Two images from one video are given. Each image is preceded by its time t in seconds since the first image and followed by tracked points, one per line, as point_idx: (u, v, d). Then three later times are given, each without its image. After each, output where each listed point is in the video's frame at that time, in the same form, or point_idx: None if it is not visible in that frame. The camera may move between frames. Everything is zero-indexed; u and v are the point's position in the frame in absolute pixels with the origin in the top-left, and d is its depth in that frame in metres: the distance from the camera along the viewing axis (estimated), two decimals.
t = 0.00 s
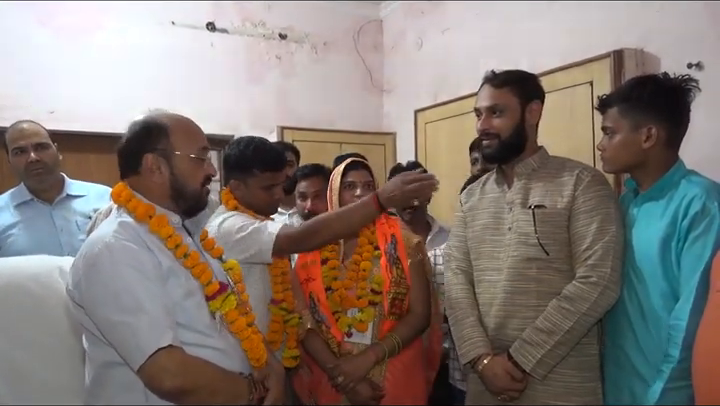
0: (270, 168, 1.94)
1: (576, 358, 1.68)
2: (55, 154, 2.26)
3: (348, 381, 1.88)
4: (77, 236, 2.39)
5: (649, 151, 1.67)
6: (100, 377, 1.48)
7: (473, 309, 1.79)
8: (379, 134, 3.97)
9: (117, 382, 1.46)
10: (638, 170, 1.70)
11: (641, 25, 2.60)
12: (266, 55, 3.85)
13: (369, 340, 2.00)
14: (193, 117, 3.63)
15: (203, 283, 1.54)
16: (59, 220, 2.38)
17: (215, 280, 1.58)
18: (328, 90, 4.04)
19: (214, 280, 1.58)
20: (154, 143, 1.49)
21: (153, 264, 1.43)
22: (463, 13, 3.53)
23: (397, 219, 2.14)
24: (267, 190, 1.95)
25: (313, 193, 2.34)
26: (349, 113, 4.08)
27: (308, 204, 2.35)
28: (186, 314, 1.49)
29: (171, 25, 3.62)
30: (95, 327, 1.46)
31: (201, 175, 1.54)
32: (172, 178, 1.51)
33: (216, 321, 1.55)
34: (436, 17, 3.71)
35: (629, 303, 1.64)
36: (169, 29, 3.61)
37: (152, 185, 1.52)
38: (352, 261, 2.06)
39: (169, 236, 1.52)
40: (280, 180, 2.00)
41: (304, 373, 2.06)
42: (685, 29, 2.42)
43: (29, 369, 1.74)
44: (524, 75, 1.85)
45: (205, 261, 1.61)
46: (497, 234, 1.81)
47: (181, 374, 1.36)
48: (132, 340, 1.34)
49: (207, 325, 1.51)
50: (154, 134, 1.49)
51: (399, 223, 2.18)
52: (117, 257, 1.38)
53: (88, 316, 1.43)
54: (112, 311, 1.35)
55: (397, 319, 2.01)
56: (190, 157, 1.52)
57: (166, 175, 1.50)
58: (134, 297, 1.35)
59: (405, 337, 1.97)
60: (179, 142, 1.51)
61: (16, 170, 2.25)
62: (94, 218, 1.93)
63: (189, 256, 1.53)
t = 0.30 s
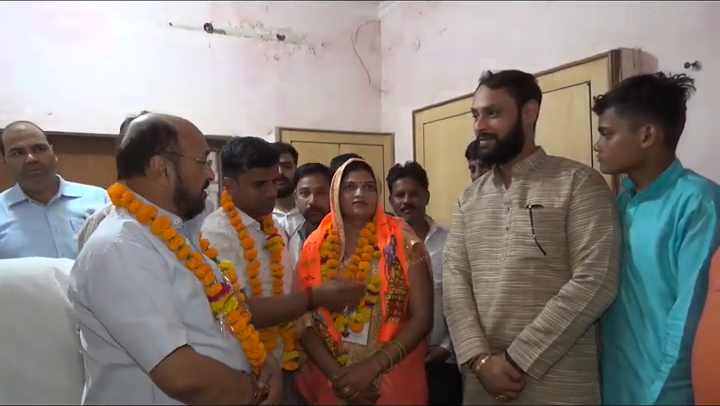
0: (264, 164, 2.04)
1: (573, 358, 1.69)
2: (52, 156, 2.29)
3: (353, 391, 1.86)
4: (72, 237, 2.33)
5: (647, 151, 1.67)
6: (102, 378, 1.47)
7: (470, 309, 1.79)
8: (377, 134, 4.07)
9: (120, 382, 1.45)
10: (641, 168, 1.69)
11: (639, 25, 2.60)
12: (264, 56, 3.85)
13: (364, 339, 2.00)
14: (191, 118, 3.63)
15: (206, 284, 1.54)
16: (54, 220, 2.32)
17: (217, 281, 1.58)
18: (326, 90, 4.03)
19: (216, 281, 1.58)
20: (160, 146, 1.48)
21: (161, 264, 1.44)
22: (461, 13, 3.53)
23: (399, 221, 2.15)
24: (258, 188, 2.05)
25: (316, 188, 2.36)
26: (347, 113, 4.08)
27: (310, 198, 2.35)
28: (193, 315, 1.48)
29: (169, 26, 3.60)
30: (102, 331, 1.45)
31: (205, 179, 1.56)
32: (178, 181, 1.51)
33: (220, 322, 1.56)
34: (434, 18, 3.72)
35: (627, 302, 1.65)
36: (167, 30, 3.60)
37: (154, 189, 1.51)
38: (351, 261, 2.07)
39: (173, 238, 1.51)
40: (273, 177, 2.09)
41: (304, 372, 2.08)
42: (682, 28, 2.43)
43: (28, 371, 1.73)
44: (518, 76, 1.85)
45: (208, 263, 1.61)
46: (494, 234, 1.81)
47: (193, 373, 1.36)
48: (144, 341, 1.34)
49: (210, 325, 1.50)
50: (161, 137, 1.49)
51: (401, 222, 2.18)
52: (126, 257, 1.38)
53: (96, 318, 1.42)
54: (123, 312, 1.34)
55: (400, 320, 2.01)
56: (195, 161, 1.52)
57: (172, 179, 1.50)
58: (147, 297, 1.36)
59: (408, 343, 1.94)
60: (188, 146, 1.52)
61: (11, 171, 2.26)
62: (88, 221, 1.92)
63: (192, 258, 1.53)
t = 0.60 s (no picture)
0: (266, 165, 2.04)
1: (573, 358, 1.69)
2: (51, 160, 2.28)
3: (352, 391, 1.87)
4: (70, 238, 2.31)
5: (653, 150, 1.67)
6: (103, 380, 1.47)
7: (471, 309, 1.79)
8: (377, 134, 4.05)
9: (121, 383, 1.45)
10: (646, 168, 1.68)
11: (637, 24, 2.61)
12: (263, 57, 3.85)
13: (364, 340, 2.00)
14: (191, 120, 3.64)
15: (206, 284, 1.55)
16: (53, 221, 2.30)
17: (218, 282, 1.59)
18: (324, 91, 4.03)
19: (217, 281, 1.58)
20: (157, 148, 1.48)
21: (163, 264, 1.44)
22: (459, 14, 3.54)
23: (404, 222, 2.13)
24: (260, 189, 2.06)
25: (327, 188, 2.39)
26: (346, 114, 4.09)
27: (321, 198, 2.38)
28: (195, 315, 1.48)
29: (167, 28, 3.60)
30: (104, 332, 1.45)
31: (203, 180, 1.55)
32: (175, 183, 1.51)
33: (220, 323, 1.56)
34: (433, 18, 3.72)
35: (627, 301, 1.65)
36: (164, 32, 3.59)
37: (153, 190, 1.52)
38: (353, 262, 2.08)
39: (172, 239, 1.51)
40: (279, 179, 2.08)
41: (306, 369, 2.06)
42: (681, 27, 2.43)
43: (27, 374, 1.73)
44: (515, 76, 1.85)
45: (208, 263, 1.61)
46: (494, 234, 1.81)
47: (195, 373, 1.36)
48: (146, 341, 1.34)
49: (212, 325, 1.50)
50: (157, 139, 1.49)
51: (406, 222, 2.16)
52: (129, 258, 1.38)
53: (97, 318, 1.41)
54: (125, 312, 1.34)
55: (401, 322, 1.99)
56: (193, 163, 1.51)
57: (169, 180, 1.50)
58: (147, 297, 1.36)
59: (408, 345, 1.93)
60: (184, 147, 1.51)
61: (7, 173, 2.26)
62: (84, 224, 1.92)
63: (193, 259, 1.54)
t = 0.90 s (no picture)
0: (277, 172, 2.08)
1: (574, 358, 1.69)
2: (50, 160, 2.23)
3: (350, 392, 1.88)
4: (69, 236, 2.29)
5: (661, 150, 1.67)
6: (103, 377, 1.47)
7: (471, 309, 1.80)
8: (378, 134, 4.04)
9: (121, 382, 1.45)
10: (651, 169, 1.67)
11: (639, 25, 2.61)
12: (264, 57, 3.84)
13: (364, 340, 2.00)
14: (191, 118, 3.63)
15: (208, 284, 1.54)
16: (51, 220, 2.28)
17: (220, 282, 1.58)
18: (325, 90, 4.02)
19: (219, 281, 1.57)
20: (140, 146, 1.52)
21: (164, 264, 1.45)
22: (461, 13, 3.53)
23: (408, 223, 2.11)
24: (266, 193, 2.09)
25: (331, 187, 2.38)
26: (347, 113, 4.08)
27: (326, 197, 2.36)
28: (194, 315, 1.47)
29: (168, 27, 3.61)
30: (103, 329, 1.46)
31: (186, 178, 1.52)
32: (157, 179, 1.52)
33: (223, 322, 1.56)
34: (434, 18, 3.72)
35: (628, 302, 1.65)
36: (165, 31, 3.61)
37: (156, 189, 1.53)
38: (355, 263, 2.08)
39: (176, 237, 1.51)
40: (287, 186, 2.11)
41: (309, 367, 2.08)
42: (683, 27, 2.43)
43: (27, 373, 1.73)
44: (516, 76, 1.84)
45: (211, 263, 1.60)
46: (495, 233, 1.81)
47: (192, 373, 1.36)
48: (144, 340, 1.34)
49: (213, 325, 1.50)
50: (141, 137, 1.52)
51: (410, 222, 2.15)
52: (129, 257, 1.38)
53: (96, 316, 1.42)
54: (125, 310, 1.34)
55: (402, 324, 1.99)
56: (176, 160, 1.51)
57: (152, 177, 1.52)
58: (149, 296, 1.36)
59: (408, 347, 1.93)
60: (166, 144, 1.51)
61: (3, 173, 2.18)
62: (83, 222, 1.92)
63: (195, 258, 1.53)
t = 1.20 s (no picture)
0: (284, 179, 2.05)
1: (575, 359, 1.69)
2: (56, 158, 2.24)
3: (353, 393, 1.89)
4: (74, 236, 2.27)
5: (668, 151, 1.67)
6: (104, 376, 1.48)
7: (472, 309, 1.79)
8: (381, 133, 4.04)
9: (122, 382, 1.46)
10: (658, 170, 1.66)
11: (643, 24, 2.60)
12: (267, 57, 3.84)
13: (368, 342, 2.01)
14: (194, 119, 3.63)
15: (211, 285, 1.54)
16: (57, 220, 2.25)
17: (223, 282, 1.57)
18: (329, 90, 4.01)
19: (222, 282, 1.57)
20: (137, 146, 1.54)
21: (164, 265, 1.45)
22: (464, 13, 3.53)
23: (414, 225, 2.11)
24: (275, 198, 2.07)
25: (329, 188, 2.38)
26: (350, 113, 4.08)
27: (324, 198, 2.37)
28: (197, 316, 1.48)
29: (171, 27, 3.65)
30: (104, 328, 1.46)
31: (180, 176, 1.51)
32: (152, 178, 1.52)
33: (226, 323, 1.56)
34: (437, 18, 3.72)
35: (632, 303, 1.64)
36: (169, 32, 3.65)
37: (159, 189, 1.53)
38: (359, 264, 2.09)
39: (179, 238, 1.52)
40: (293, 191, 2.09)
41: (314, 367, 2.09)
42: (688, 27, 2.42)
43: (31, 374, 1.74)
44: (518, 75, 1.84)
45: (214, 263, 1.60)
46: (496, 234, 1.81)
47: (190, 375, 1.36)
48: (142, 340, 1.34)
49: (214, 327, 1.51)
50: (138, 138, 1.54)
51: (416, 223, 2.14)
52: (130, 258, 1.38)
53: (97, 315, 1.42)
54: (124, 311, 1.35)
55: (407, 327, 1.98)
56: (167, 158, 1.50)
57: (148, 177, 1.54)
58: (146, 298, 1.36)
59: (412, 349, 1.93)
60: (158, 144, 1.51)
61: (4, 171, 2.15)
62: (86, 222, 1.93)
63: (198, 258, 1.53)
